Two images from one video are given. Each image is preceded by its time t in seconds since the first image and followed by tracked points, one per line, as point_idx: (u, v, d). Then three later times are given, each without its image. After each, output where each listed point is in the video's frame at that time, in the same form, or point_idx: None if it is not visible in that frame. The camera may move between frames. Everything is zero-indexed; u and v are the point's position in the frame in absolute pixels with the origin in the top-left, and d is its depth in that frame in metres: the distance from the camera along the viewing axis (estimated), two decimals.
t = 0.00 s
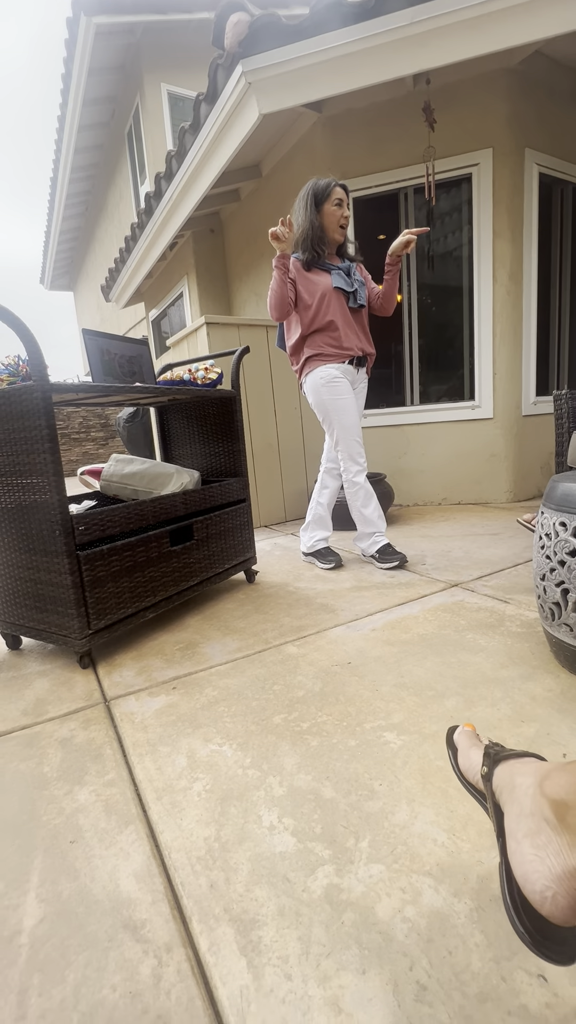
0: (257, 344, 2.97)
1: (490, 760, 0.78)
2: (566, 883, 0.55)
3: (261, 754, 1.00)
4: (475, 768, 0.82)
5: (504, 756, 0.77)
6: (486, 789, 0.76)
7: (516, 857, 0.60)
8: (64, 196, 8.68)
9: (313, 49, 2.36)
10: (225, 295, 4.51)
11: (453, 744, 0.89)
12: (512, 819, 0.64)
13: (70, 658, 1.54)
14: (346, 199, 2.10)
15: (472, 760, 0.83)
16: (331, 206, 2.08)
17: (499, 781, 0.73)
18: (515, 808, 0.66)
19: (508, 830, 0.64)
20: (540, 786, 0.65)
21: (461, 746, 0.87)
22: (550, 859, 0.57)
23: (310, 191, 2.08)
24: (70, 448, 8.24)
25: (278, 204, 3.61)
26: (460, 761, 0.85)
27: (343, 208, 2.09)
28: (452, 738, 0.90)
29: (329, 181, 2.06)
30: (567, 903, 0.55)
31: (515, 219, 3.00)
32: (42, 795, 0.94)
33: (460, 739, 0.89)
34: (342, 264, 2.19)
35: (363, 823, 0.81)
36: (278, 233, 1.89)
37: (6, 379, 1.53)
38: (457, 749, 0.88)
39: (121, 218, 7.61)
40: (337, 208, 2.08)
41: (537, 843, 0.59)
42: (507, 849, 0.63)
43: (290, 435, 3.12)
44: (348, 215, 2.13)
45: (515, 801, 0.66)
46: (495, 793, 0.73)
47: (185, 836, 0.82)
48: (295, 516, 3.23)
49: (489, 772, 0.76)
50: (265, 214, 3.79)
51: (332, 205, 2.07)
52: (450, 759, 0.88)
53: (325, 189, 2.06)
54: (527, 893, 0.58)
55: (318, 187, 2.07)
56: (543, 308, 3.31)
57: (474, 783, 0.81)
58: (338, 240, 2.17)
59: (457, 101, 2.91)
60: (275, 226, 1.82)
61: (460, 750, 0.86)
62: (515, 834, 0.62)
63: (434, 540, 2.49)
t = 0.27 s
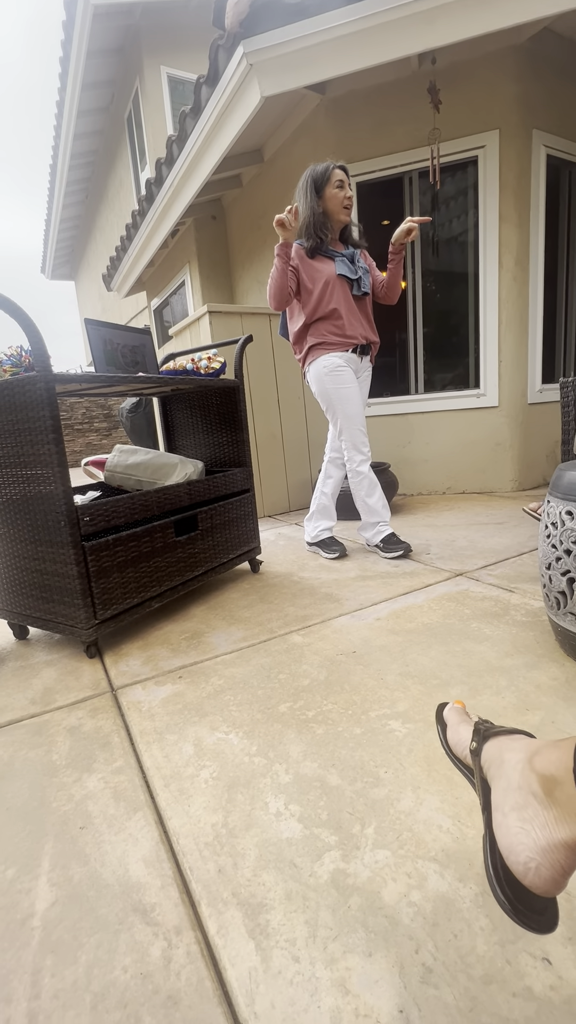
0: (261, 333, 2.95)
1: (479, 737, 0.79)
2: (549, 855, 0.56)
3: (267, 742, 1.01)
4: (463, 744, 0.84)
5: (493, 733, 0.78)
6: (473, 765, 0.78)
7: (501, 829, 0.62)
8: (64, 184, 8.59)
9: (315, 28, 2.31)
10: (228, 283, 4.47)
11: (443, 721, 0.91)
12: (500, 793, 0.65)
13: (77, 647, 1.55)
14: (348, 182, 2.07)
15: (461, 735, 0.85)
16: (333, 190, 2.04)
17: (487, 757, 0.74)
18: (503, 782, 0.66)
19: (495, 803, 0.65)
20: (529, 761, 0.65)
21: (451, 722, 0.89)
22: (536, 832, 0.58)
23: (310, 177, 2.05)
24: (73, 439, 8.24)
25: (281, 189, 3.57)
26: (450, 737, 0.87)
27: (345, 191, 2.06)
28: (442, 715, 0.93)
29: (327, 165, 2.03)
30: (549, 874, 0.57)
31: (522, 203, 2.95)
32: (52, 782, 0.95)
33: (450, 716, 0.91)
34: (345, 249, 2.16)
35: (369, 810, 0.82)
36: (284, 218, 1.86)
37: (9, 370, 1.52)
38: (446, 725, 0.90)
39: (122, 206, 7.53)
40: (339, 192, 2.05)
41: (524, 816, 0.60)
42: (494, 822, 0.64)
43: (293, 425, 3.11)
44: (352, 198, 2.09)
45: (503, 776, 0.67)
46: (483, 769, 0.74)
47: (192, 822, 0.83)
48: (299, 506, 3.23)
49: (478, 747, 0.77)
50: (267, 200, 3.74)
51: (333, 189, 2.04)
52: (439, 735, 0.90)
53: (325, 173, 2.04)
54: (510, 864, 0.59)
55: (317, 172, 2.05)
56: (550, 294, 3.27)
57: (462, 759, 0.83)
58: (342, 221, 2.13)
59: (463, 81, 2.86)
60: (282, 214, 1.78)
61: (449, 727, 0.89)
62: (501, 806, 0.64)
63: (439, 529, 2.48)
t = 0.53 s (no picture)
0: (263, 322, 2.93)
1: (466, 710, 0.81)
2: (529, 824, 0.59)
3: (273, 731, 1.02)
4: (450, 717, 0.88)
5: (479, 708, 0.80)
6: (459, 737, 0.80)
7: (483, 798, 0.64)
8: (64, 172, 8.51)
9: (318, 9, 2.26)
10: (229, 272, 4.44)
11: (431, 696, 0.95)
12: (484, 764, 0.67)
13: (84, 638, 1.56)
14: (350, 168, 2.04)
15: (448, 709, 0.89)
16: (335, 176, 2.02)
17: (472, 730, 0.76)
18: (487, 754, 0.68)
19: (479, 774, 0.67)
20: (515, 735, 0.66)
21: (438, 697, 0.93)
22: (517, 801, 0.60)
23: (312, 163, 2.03)
24: (76, 431, 8.23)
25: (283, 176, 3.53)
26: (437, 712, 0.91)
27: (347, 177, 2.03)
28: (430, 690, 0.97)
29: (331, 151, 2.01)
30: (528, 842, 0.59)
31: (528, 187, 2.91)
32: (61, 770, 0.97)
33: (438, 690, 0.95)
34: (348, 237, 2.14)
35: (374, 798, 0.83)
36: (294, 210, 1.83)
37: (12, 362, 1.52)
38: (434, 699, 0.94)
39: (122, 194, 7.46)
40: (341, 178, 2.03)
41: (506, 785, 0.63)
42: (477, 791, 0.66)
43: (296, 415, 3.10)
44: (354, 185, 2.06)
45: (488, 747, 0.69)
46: (469, 742, 0.76)
47: (200, 809, 0.84)
48: (302, 497, 3.22)
49: (464, 721, 0.79)
50: (269, 187, 3.70)
51: (336, 175, 2.02)
52: (427, 709, 0.94)
53: (328, 159, 2.01)
54: (491, 830, 0.62)
55: (320, 158, 2.02)
56: (555, 281, 3.23)
57: (449, 733, 0.87)
58: (344, 208, 2.10)
59: (468, 62, 2.80)
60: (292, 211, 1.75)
61: (436, 701, 0.92)
62: (484, 777, 0.66)
63: (443, 519, 2.48)
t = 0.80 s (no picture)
0: (264, 312, 2.91)
1: (456, 686, 0.81)
2: (516, 796, 0.60)
3: (277, 721, 1.02)
4: (440, 691, 0.88)
5: (470, 684, 0.80)
6: (449, 711, 0.81)
7: (471, 770, 0.65)
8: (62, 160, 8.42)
9: None
10: (230, 262, 4.40)
11: (421, 669, 0.96)
12: (472, 737, 0.68)
13: (88, 629, 1.57)
14: (351, 154, 2.01)
15: (438, 684, 0.90)
16: (336, 162, 2.00)
17: (462, 705, 0.77)
18: (476, 728, 0.69)
19: (467, 746, 0.68)
20: (505, 710, 0.67)
21: (428, 670, 0.94)
22: (505, 774, 0.61)
23: (313, 148, 2.00)
24: (78, 422, 8.22)
25: (285, 162, 3.50)
26: (427, 685, 0.92)
27: (348, 164, 2.01)
28: (420, 663, 0.98)
29: (332, 135, 1.98)
30: (513, 813, 0.61)
31: (532, 172, 2.86)
32: (66, 760, 0.97)
33: (428, 664, 0.96)
34: (349, 223, 2.11)
35: (378, 787, 0.83)
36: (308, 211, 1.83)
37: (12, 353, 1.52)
38: (424, 673, 0.95)
39: (121, 182, 7.39)
40: (342, 164, 2.01)
41: (493, 759, 0.63)
42: (464, 763, 0.67)
43: (298, 406, 3.09)
44: (355, 171, 2.04)
45: (478, 721, 0.70)
46: (458, 718, 0.77)
47: (205, 799, 0.85)
48: (305, 488, 3.22)
49: (454, 696, 0.80)
50: (270, 174, 3.66)
51: (337, 161, 2.00)
52: (416, 681, 0.95)
53: (328, 144, 1.98)
54: (476, 801, 0.63)
55: (321, 143, 1.99)
56: (560, 269, 3.20)
57: (438, 706, 0.88)
58: (346, 195, 2.09)
59: (472, 43, 2.75)
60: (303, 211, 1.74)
61: (426, 675, 0.93)
62: (472, 749, 0.66)
63: (445, 510, 2.48)
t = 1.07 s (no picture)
0: (264, 303, 2.90)
1: (456, 671, 0.82)
2: (513, 781, 0.60)
3: (277, 713, 1.03)
4: (439, 677, 0.90)
5: (469, 670, 0.81)
6: (448, 697, 0.82)
7: (469, 755, 0.66)
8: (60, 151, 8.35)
9: None
10: (230, 253, 4.37)
11: (421, 656, 0.98)
12: (471, 723, 0.69)
13: (89, 623, 1.58)
14: (352, 142, 2.00)
15: (438, 669, 0.92)
16: (337, 149, 1.98)
17: (461, 692, 0.78)
18: (475, 714, 0.70)
19: (466, 732, 0.69)
20: (504, 696, 0.68)
21: (428, 658, 0.96)
22: (502, 759, 0.62)
23: (313, 136, 1.98)
24: (78, 416, 8.20)
25: (284, 151, 3.46)
26: (427, 672, 0.94)
27: (349, 152, 1.99)
28: (420, 650, 1.00)
29: (333, 123, 1.97)
30: (510, 797, 0.61)
31: (535, 159, 2.83)
32: (69, 752, 0.98)
33: (428, 651, 0.98)
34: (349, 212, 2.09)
35: (378, 777, 0.84)
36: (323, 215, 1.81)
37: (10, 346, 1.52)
38: (424, 660, 0.97)
39: (119, 173, 7.33)
40: (342, 153, 1.99)
41: (492, 744, 0.64)
42: (462, 749, 0.68)
43: (298, 398, 3.08)
44: (356, 160, 2.02)
45: (477, 708, 0.70)
46: (457, 704, 0.77)
47: (206, 789, 0.86)
48: (305, 481, 3.22)
49: (453, 682, 0.81)
50: (269, 163, 3.63)
51: (337, 149, 1.98)
52: (416, 668, 0.97)
53: (329, 132, 1.97)
54: (474, 786, 0.64)
55: (322, 131, 1.98)
56: (562, 258, 3.17)
57: (437, 692, 0.90)
58: (346, 185, 2.07)
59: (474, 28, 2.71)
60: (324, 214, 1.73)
61: (426, 662, 0.95)
62: (471, 735, 0.67)
63: (446, 502, 2.47)
